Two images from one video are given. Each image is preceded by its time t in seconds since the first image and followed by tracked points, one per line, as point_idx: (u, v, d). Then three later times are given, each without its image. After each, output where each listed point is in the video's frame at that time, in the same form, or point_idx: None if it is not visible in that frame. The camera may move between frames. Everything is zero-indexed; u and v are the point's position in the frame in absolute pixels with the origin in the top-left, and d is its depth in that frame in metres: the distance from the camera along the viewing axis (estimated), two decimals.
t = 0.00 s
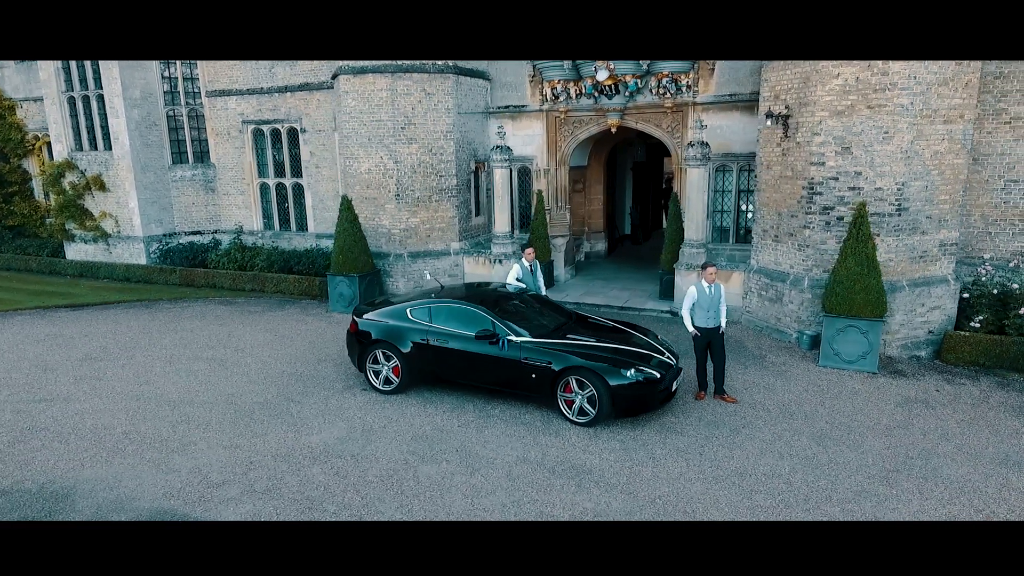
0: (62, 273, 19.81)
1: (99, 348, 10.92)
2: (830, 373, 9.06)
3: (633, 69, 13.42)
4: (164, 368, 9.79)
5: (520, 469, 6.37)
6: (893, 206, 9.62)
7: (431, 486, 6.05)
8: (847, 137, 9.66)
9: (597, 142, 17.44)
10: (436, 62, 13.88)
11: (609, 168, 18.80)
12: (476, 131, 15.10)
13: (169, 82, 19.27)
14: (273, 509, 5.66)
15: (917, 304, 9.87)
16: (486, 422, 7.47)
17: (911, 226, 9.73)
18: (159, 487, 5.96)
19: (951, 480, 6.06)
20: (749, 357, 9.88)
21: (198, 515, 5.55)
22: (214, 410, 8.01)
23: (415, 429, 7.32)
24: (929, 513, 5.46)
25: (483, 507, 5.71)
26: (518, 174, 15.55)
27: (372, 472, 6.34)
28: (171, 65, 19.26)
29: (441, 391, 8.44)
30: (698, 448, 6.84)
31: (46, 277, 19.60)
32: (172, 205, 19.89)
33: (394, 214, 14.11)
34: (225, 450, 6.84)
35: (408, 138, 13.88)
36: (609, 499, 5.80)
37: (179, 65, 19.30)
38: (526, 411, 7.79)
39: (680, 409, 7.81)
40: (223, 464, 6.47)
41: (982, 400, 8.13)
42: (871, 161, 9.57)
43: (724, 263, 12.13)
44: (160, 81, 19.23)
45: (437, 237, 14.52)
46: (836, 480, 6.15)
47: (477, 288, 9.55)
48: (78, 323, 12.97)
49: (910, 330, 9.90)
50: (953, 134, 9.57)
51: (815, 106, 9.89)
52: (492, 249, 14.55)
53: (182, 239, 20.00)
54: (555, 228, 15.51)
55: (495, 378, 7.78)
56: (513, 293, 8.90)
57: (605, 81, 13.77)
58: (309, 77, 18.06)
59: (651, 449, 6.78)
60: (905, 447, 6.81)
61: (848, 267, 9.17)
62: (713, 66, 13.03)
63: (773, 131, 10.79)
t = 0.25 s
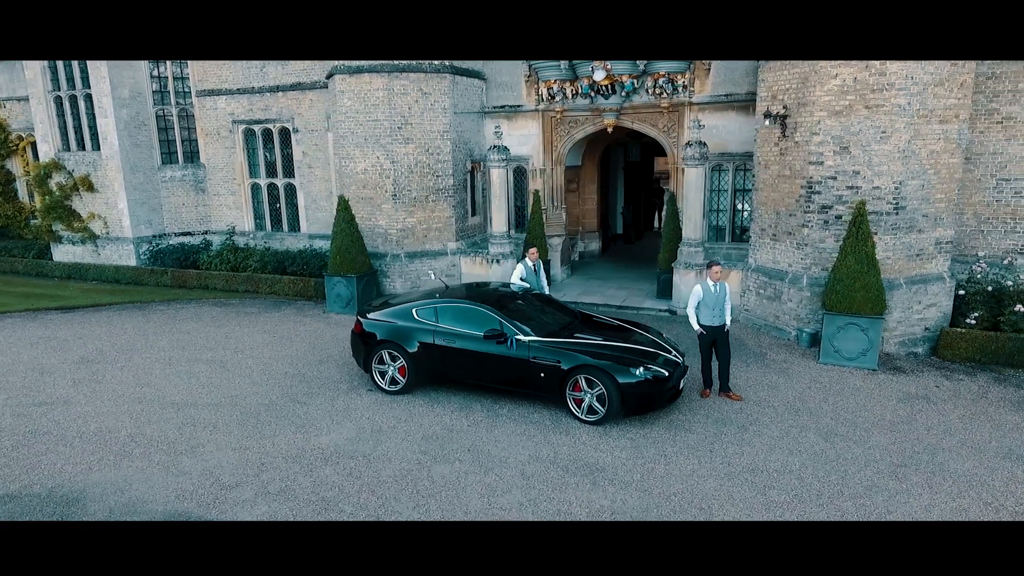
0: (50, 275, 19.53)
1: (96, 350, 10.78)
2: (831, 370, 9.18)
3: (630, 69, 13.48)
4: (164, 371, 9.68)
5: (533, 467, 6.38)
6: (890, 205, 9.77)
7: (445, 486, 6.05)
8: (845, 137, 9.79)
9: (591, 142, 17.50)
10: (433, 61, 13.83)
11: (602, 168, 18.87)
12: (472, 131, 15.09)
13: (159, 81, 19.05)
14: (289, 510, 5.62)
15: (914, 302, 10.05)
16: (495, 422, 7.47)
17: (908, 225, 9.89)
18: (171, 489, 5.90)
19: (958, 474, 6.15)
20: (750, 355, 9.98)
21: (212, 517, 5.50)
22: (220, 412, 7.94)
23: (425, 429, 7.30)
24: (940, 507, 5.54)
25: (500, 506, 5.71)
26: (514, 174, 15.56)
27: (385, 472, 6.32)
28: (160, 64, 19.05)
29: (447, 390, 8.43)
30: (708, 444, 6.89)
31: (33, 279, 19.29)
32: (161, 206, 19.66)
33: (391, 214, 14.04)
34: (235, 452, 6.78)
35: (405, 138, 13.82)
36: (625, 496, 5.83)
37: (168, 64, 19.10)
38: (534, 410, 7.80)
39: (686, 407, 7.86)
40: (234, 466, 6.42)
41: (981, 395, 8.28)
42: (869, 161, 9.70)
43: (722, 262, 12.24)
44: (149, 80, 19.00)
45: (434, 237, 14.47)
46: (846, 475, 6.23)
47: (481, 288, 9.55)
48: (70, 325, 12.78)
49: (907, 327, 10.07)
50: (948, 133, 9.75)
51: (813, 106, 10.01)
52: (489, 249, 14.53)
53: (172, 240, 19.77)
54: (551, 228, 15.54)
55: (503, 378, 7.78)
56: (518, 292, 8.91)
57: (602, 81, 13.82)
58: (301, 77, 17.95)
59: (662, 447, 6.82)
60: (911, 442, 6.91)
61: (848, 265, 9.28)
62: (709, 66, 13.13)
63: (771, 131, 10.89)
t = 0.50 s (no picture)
0: (34, 278, 19.20)
1: (89, 354, 10.60)
2: (830, 367, 9.31)
3: (625, 69, 13.54)
4: (161, 374, 9.55)
5: (545, 466, 6.39)
6: (885, 203, 9.96)
7: (459, 485, 6.04)
8: (841, 136, 9.94)
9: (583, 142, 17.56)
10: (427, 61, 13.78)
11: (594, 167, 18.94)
12: (466, 131, 15.06)
13: (145, 80, 18.79)
14: (303, 512, 5.58)
15: (908, 299, 10.26)
16: (503, 421, 7.46)
17: (902, 223, 10.09)
18: (182, 493, 5.86)
19: (964, 468, 6.26)
20: (749, 353, 10.08)
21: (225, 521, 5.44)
22: (223, 415, 7.85)
23: (433, 429, 7.28)
24: (952, 501, 5.63)
25: (515, 504, 5.71)
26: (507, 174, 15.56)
27: (397, 473, 6.30)
28: (146, 63, 18.78)
29: (452, 391, 8.40)
30: (716, 441, 6.95)
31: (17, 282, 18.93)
32: (148, 207, 19.37)
33: (386, 214, 13.96)
34: (242, 455, 6.71)
35: (400, 138, 13.75)
36: (639, 493, 5.85)
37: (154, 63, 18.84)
38: (540, 409, 7.80)
39: (691, 404, 7.92)
40: (244, 469, 6.38)
41: (978, 390, 8.46)
42: (864, 160, 9.87)
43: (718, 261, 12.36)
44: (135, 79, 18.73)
45: (429, 238, 14.39)
46: (854, 470, 6.31)
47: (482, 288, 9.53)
48: (60, 329, 12.55)
49: (902, 324, 10.28)
50: (942, 133, 9.97)
51: (810, 106, 10.14)
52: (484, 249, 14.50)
53: (159, 241, 19.50)
54: (545, 228, 15.57)
55: (510, 377, 7.78)
56: (521, 292, 8.91)
57: (597, 81, 13.87)
58: (291, 76, 17.80)
59: (670, 444, 6.86)
60: (914, 436, 7.03)
61: (846, 263, 9.42)
62: (703, 67, 13.23)
63: (767, 131, 11.00)
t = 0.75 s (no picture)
0: (15, 281, 18.81)
1: (81, 359, 10.40)
2: (827, 363, 9.47)
3: (618, 69, 13.62)
4: (158, 378, 9.40)
5: (557, 464, 6.41)
6: (879, 202, 10.16)
7: (473, 485, 6.04)
8: (836, 136, 10.11)
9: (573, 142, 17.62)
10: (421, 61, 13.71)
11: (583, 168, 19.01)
12: (458, 131, 15.02)
13: (129, 79, 18.47)
14: (319, 515, 5.53)
15: (901, 296, 10.48)
16: (510, 421, 7.47)
17: (895, 222, 10.30)
18: (194, 497, 5.82)
19: (967, 460, 6.42)
20: (747, 350, 10.20)
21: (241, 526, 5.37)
22: (226, 419, 7.75)
23: (441, 430, 7.26)
24: (959, 493, 5.76)
25: (532, 503, 5.72)
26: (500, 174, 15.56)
27: (409, 474, 6.28)
28: (129, 62, 18.47)
29: (456, 391, 8.38)
30: (724, 438, 7.03)
31: None
32: (132, 208, 19.04)
33: (379, 215, 13.86)
34: (250, 459, 6.63)
35: (393, 138, 13.67)
36: (654, 491, 5.89)
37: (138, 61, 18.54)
38: (547, 409, 7.82)
39: (696, 402, 7.99)
40: (254, 472, 6.34)
41: (972, 385, 8.67)
42: (858, 159, 10.06)
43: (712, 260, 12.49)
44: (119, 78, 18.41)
45: (422, 238, 14.32)
46: (861, 464, 6.43)
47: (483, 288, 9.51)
48: (47, 333, 12.28)
49: (895, 320, 10.49)
50: (933, 134, 10.20)
51: (805, 107, 10.30)
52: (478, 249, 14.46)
53: (144, 244, 19.18)
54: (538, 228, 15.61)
55: (516, 377, 7.78)
56: (523, 291, 8.91)
57: (590, 81, 13.93)
58: (279, 76, 17.63)
59: (679, 441, 6.92)
60: (916, 431, 7.18)
61: (842, 261, 9.58)
62: (695, 67, 13.35)
63: (762, 131, 11.14)
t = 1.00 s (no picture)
0: None
1: (71, 364, 10.19)
2: (823, 360, 9.62)
3: (610, 69, 13.68)
4: (152, 383, 9.24)
5: (568, 463, 6.42)
6: (871, 201, 10.37)
7: (485, 485, 6.03)
8: (829, 136, 10.28)
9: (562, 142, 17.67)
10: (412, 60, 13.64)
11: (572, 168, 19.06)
12: (449, 131, 14.97)
13: (110, 78, 18.13)
14: (332, 518, 5.48)
15: (892, 293, 10.70)
16: (516, 420, 7.46)
17: (885, 220, 10.51)
18: (202, 502, 5.78)
19: (967, 453, 6.57)
20: (744, 348, 10.32)
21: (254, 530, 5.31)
22: (227, 423, 7.65)
23: (448, 430, 7.23)
24: (963, 484, 5.89)
25: (546, 502, 5.72)
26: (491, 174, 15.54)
27: (420, 475, 6.25)
28: (111, 61, 18.13)
29: (459, 391, 8.36)
30: (729, 434, 7.10)
31: None
32: (115, 210, 18.67)
33: (372, 215, 13.76)
34: (257, 463, 6.55)
35: (385, 138, 13.58)
36: (666, 488, 5.92)
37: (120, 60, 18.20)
38: (551, 408, 7.83)
39: (698, 399, 8.07)
40: (262, 475, 6.28)
41: (964, 379, 8.88)
42: (850, 159, 10.24)
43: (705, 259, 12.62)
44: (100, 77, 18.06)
45: (415, 238, 14.25)
46: (866, 458, 6.54)
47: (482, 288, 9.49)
48: (32, 338, 12.00)
49: (886, 317, 10.71)
50: (922, 134, 10.44)
51: (798, 107, 10.45)
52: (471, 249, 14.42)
53: (127, 246, 18.83)
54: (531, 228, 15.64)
55: (521, 376, 7.78)
56: (524, 291, 8.92)
57: (582, 81, 13.97)
58: (265, 75, 17.43)
59: (686, 438, 6.98)
60: (915, 425, 7.32)
61: (837, 259, 9.74)
62: (687, 68, 13.46)
63: (754, 131, 11.27)
